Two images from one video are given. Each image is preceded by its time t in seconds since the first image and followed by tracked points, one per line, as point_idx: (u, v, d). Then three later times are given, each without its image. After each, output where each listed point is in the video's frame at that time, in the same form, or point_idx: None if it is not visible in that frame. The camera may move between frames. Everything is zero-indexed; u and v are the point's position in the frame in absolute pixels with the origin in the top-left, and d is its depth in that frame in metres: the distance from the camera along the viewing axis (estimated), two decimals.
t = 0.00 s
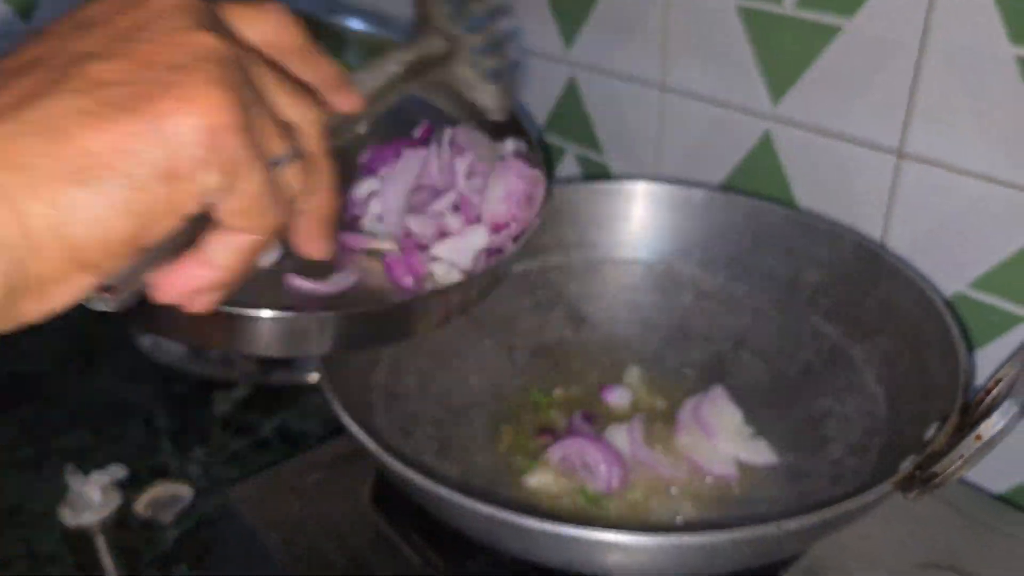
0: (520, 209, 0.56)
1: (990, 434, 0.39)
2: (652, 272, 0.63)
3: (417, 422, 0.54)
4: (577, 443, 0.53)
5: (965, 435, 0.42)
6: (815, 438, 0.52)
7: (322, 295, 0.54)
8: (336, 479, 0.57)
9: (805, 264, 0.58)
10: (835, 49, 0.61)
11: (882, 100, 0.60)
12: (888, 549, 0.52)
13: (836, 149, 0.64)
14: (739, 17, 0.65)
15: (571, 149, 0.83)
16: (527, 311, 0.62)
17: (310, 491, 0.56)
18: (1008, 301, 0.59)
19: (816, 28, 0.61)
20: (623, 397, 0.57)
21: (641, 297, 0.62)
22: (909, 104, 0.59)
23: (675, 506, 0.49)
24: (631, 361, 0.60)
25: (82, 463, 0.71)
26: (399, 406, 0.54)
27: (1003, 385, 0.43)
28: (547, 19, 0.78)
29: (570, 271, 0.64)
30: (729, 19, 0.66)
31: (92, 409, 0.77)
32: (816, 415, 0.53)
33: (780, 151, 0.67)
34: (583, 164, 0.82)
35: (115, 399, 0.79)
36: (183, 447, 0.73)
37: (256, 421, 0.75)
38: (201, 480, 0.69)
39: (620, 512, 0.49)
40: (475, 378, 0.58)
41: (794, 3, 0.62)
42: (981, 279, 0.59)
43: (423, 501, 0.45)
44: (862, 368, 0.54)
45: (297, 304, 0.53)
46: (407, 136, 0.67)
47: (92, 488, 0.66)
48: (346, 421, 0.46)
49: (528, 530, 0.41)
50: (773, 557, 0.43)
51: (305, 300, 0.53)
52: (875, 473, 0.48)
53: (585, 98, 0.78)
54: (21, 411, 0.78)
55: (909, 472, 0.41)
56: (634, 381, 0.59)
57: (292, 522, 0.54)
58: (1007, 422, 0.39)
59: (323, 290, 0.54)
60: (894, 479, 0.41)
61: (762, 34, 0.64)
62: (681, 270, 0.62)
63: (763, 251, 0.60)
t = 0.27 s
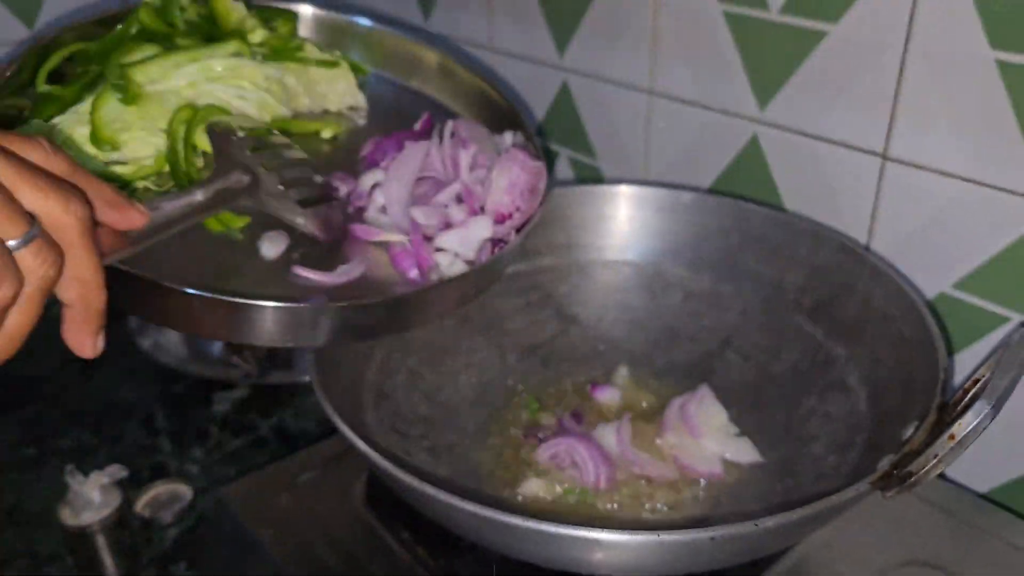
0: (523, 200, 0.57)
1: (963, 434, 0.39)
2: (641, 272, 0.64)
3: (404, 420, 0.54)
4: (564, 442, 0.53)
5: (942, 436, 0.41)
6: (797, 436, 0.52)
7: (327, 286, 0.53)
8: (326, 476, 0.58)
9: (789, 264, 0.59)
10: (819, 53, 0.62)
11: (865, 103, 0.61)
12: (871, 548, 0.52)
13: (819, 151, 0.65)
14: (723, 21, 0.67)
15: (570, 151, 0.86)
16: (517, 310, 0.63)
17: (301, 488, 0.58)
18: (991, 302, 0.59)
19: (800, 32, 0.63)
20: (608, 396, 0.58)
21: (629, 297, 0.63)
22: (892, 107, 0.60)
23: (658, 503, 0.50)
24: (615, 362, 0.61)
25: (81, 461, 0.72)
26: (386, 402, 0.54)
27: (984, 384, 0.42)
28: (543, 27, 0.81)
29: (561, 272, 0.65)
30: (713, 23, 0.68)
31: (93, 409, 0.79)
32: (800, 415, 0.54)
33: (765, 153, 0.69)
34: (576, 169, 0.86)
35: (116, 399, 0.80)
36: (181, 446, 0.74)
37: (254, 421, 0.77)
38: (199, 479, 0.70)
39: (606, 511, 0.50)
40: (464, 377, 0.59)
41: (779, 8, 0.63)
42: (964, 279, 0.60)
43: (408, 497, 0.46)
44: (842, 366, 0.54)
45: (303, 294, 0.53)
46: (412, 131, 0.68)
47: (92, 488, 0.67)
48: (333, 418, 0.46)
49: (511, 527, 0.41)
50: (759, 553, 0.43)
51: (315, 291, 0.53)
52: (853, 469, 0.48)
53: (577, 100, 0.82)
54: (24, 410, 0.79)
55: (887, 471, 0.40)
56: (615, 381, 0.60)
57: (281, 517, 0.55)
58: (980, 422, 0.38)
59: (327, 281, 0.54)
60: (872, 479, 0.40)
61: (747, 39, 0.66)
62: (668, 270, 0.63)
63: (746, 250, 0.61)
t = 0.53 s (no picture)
0: (504, 252, 0.56)
1: (922, 467, 0.37)
2: (620, 291, 0.65)
3: (385, 439, 0.55)
4: (543, 462, 0.54)
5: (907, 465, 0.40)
6: (771, 455, 0.54)
7: (309, 335, 0.50)
8: (312, 492, 0.60)
9: (765, 284, 0.60)
10: (796, 75, 0.63)
11: (841, 124, 0.62)
12: (844, 566, 0.52)
13: (797, 171, 0.66)
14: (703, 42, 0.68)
15: (559, 168, 0.88)
16: (500, 328, 0.64)
17: (287, 503, 0.59)
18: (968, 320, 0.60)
19: (778, 54, 0.64)
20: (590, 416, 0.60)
21: (610, 315, 0.65)
22: (868, 128, 0.60)
23: (632, 525, 0.51)
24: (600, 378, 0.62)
25: (76, 471, 0.74)
26: (368, 422, 0.54)
27: (947, 411, 0.41)
28: (530, 47, 0.84)
29: (541, 290, 0.66)
30: (694, 44, 0.69)
31: (89, 421, 0.80)
32: (774, 434, 0.55)
33: (745, 171, 0.70)
34: (564, 185, 0.88)
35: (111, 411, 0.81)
36: (175, 456, 0.75)
37: (248, 432, 0.78)
38: (192, 490, 0.72)
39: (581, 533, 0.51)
40: (448, 395, 0.60)
41: (757, 30, 0.65)
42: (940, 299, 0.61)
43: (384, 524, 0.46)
44: (817, 387, 0.55)
45: (279, 344, 0.49)
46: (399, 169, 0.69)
47: (85, 502, 0.68)
48: (313, 446, 0.47)
49: (483, 558, 0.42)
50: None
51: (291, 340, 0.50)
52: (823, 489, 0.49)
53: (563, 118, 0.84)
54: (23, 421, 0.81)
55: (849, 499, 0.40)
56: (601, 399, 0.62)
57: (267, 532, 0.56)
58: (937, 453, 0.37)
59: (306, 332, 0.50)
60: (836, 508, 0.40)
61: (728, 59, 0.67)
62: (648, 289, 0.64)
63: (724, 269, 0.62)
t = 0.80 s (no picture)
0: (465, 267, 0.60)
1: (884, 485, 0.38)
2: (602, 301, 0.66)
3: (368, 451, 0.56)
4: (523, 473, 0.55)
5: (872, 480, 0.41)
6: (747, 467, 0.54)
7: (286, 356, 0.53)
8: (298, 502, 0.61)
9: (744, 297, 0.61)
10: (776, 89, 0.64)
11: (820, 138, 0.63)
12: None
13: (778, 183, 0.67)
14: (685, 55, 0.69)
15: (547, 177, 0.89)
16: (483, 339, 0.65)
17: (273, 514, 0.60)
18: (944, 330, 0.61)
19: (759, 68, 0.64)
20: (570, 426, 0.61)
21: (592, 325, 0.66)
22: (846, 142, 0.61)
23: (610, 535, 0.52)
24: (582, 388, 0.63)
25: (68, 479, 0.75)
26: (350, 436, 0.55)
27: (913, 425, 0.42)
28: (519, 59, 0.85)
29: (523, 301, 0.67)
30: (677, 57, 0.70)
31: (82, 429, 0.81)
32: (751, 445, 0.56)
33: (727, 183, 0.71)
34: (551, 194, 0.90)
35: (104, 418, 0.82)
36: (166, 463, 0.76)
37: (239, 439, 0.79)
38: (183, 497, 0.72)
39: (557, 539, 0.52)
40: (432, 406, 0.61)
41: (738, 44, 0.65)
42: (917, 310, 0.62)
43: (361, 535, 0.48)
44: (793, 400, 0.55)
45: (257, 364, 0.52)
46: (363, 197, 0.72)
47: (75, 510, 0.68)
48: (291, 459, 0.48)
49: (453, 571, 0.43)
50: None
51: (270, 360, 0.53)
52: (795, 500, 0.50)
53: (550, 128, 0.85)
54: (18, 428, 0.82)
55: (818, 515, 0.40)
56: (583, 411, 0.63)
57: (252, 543, 0.57)
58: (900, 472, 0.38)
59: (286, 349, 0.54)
60: (802, 523, 0.40)
61: (709, 73, 0.68)
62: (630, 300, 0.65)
63: (704, 281, 0.63)
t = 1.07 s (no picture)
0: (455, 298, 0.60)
1: (869, 485, 0.39)
2: (598, 304, 0.67)
3: (367, 452, 0.57)
4: (521, 473, 0.56)
5: (859, 478, 0.42)
6: (740, 467, 0.55)
7: (279, 350, 0.56)
8: (299, 502, 0.62)
9: (738, 301, 0.62)
10: (770, 95, 0.65)
11: (812, 144, 0.63)
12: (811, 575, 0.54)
13: (772, 188, 0.68)
14: (680, 62, 0.70)
15: (547, 183, 0.90)
16: (481, 343, 0.66)
17: (273, 514, 0.61)
18: (934, 334, 0.62)
19: (752, 75, 0.65)
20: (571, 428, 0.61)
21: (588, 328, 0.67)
22: (838, 149, 0.62)
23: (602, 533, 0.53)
24: (578, 392, 0.65)
25: (73, 480, 0.76)
26: (349, 437, 0.57)
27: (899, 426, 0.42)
28: (518, 65, 0.86)
29: (519, 304, 0.68)
30: (672, 64, 0.71)
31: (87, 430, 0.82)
32: (743, 446, 0.56)
33: (722, 187, 0.72)
34: (551, 199, 0.91)
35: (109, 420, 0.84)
36: (170, 464, 0.77)
37: (242, 440, 0.80)
38: (186, 498, 0.73)
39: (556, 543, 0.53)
40: (430, 408, 0.62)
41: (732, 51, 0.66)
42: (909, 313, 0.63)
43: (358, 534, 0.48)
44: (786, 401, 0.56)
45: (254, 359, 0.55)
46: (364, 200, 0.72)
47: (80, 511, 0.68)
48: (291, 460, 0.49)
49: (448, 568, 0.44)
50: None
51: (264, 355, 0.56)
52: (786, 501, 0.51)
53: (548, 134, 0.87)
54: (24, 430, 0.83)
55: (805, 514, 0.41)
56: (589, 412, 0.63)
57: (253, 542, 0.58)
58: (884, 471, 0.39)
59: (275, 345, 0.57)
60: (791, 522, 0.41)
61: (704, 79, 0.69)
62: (626, 303, 0.66)
63: (699, 285, 0.64)
